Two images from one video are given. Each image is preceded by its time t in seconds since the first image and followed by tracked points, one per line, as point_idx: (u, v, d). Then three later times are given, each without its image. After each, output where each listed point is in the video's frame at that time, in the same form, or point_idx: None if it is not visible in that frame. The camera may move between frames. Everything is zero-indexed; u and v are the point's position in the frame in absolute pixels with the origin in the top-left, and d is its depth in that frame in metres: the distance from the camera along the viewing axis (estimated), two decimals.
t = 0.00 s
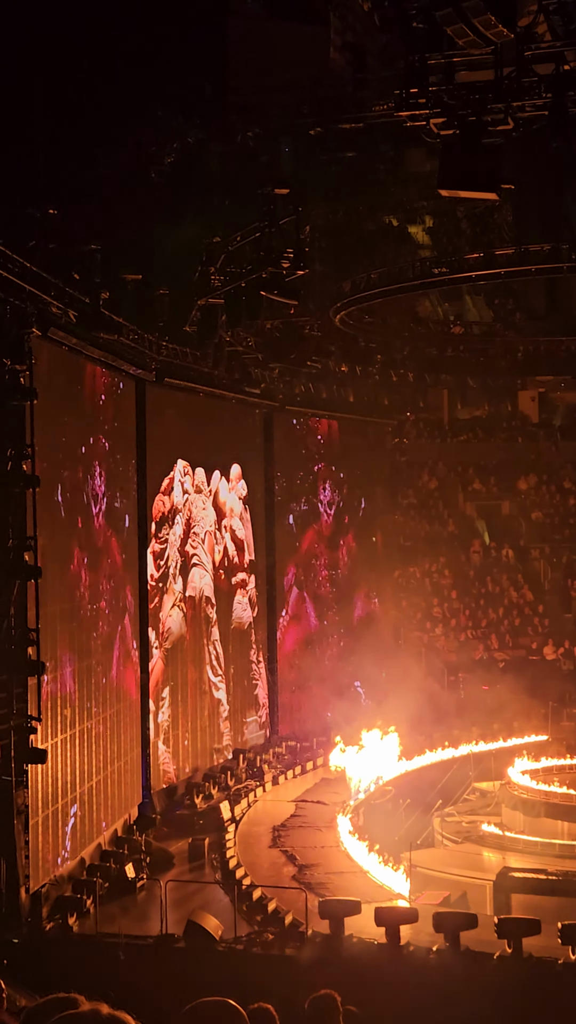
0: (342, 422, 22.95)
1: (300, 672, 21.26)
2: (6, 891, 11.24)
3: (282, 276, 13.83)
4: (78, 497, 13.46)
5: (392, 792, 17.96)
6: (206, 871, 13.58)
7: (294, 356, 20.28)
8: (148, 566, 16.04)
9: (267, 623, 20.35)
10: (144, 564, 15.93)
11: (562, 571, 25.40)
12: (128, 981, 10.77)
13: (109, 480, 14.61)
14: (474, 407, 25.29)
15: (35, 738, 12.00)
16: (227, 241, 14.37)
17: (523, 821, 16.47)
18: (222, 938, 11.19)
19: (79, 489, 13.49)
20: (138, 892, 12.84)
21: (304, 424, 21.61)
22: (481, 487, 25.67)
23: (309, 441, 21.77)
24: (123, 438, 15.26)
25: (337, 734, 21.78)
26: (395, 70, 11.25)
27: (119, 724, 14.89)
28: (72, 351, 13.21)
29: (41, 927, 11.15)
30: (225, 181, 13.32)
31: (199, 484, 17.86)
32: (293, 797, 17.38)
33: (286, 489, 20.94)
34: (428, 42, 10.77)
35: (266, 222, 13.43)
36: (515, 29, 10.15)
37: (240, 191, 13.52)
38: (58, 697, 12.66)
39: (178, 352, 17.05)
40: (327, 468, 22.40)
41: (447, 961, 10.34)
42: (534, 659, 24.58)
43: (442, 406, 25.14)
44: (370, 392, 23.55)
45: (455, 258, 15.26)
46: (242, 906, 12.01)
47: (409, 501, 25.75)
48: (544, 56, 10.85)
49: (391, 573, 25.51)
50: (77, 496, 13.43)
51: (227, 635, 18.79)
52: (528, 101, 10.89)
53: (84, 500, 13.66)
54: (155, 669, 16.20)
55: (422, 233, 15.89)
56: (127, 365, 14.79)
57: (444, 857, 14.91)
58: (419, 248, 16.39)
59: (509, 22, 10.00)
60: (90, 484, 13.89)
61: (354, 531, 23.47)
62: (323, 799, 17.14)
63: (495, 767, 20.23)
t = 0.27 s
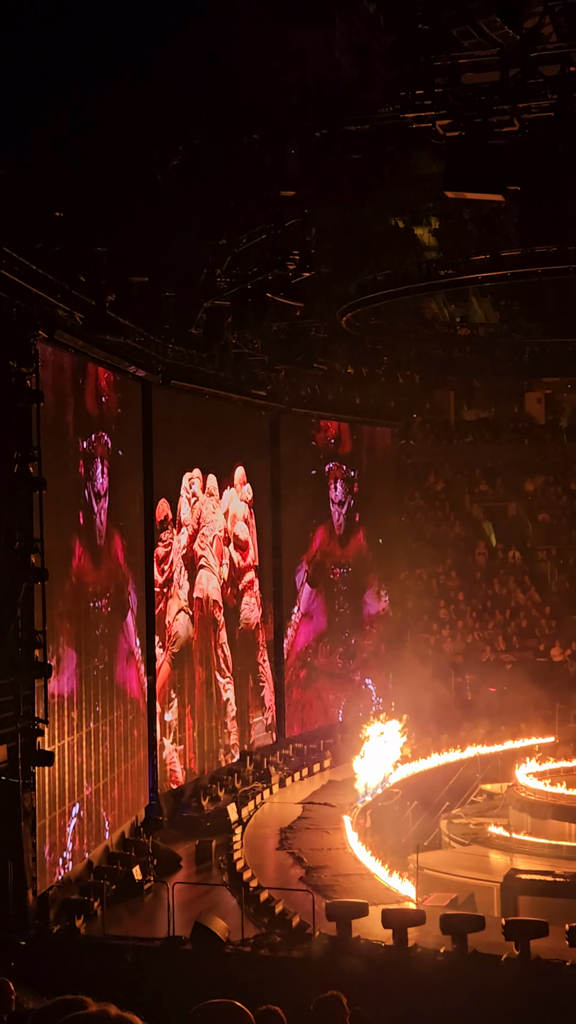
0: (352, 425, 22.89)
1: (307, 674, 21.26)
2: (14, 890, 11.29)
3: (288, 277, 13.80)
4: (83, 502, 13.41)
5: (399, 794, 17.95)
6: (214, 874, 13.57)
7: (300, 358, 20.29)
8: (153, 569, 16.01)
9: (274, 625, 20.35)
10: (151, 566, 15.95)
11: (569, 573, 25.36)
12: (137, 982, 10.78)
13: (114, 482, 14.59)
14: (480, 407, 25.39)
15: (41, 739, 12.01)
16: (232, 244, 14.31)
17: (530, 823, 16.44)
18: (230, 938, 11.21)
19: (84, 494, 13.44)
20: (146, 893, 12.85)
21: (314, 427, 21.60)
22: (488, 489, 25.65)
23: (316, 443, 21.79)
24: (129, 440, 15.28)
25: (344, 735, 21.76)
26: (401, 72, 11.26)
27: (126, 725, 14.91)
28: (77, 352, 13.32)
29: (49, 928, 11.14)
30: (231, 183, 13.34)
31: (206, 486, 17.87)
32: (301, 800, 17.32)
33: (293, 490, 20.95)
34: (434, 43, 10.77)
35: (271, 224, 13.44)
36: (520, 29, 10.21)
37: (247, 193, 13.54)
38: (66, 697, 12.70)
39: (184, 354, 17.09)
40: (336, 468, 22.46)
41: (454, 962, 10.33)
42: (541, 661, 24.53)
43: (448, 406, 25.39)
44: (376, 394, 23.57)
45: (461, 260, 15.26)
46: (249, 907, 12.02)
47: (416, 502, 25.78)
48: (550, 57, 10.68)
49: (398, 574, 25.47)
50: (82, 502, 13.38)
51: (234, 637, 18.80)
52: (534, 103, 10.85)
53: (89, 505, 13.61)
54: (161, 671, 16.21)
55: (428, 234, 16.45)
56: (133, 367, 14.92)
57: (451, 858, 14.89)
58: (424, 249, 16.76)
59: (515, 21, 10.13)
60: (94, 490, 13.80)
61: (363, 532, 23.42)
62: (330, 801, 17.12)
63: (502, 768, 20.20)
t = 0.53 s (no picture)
0: (356, 425, 22.91)
1: (313, 674, 21.25)
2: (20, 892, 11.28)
3: (293, 277, 13.83)
4: (85, 506, 13.33)
5: (404, 795, 17.94)
6: (219, 875, 13.55)
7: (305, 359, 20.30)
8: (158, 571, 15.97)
9: (279, 626, 20.32)
10: (155, 566, 15.95)
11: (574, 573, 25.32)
12: (143, 981, 10.77)
13: (118, 481, 14.57)
14: (485, 408, 25.36)
15: (46, 739, 12.04)
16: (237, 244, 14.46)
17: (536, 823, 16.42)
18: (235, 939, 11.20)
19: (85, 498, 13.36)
20: (151, 894, 12.82)
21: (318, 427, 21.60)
22: (494, 491, 25.54)
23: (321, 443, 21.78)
24: (133, 439, 15.28)
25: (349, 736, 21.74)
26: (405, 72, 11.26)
27: (131, 725, 14.92)
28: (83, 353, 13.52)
29: (54, 928, 11.15)
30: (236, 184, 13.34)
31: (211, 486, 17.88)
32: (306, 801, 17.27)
33: (299, 490, 20.97)
34: (438, 43, 10.77)
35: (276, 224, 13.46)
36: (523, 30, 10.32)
37: (251, 194, 13.54)
38: (70, 697, 12.71)
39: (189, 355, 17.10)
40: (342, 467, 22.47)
41: (460, 963, 10.31)
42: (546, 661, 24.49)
43: (453, 407, 25.35)
44: (381, 395, 23.56)
45: (465, 260, 15.26)
46: (254, 909, 11.99)
47: (420, 502, 25.58)
48: (555, 57, 10.70)
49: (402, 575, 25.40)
50: (84, 507, 13.30)
51: (240, 636, 18.80)
52: (539, 103, 10.85)
53: (91, 509, 13.52)
54: (167, 671, 16.22)
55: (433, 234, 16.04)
56: (137, 367, 15.04)
57: (457, 859, 14.87)
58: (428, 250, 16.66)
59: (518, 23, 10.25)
60: (96, 493, 13.71)
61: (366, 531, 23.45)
62: (336, 802, 17.09)
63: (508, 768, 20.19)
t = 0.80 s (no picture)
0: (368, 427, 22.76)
1: (319, 675, 21.23)
2: (25, 893, 11.30)
3: (298, 278, 13.94)
4: (91, 505, 13.35)
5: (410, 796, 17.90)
6: (225, 876, 13.54)
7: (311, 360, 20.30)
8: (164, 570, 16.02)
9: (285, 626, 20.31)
10: (161, 566, 15.96)
11: None
12: (150, 982, 10.77)
13: (124, 482, 14.58)
14: (491, 408, 25.43)
15: (52, 739, 12.07)
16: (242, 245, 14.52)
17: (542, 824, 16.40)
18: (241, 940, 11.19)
19: (92, 497, 13.38)
20: (157, 894, 12.82)
21: (328, 428, 21.53)
22: (499, 491, 25.73)
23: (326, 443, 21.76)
24: (139, 440, 15.27)
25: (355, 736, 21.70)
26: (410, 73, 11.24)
27: (136, 726, 14.90)
28: (89, 354, 13.29)
29: (60, 930, 11.14)
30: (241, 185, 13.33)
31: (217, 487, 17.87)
32: (311, 802, 17.24)
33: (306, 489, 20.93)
34: (443, 43, 10.74)
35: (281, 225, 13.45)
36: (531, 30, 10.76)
37: (257, 195, 13.54)
38: (76, 698, 12.71)
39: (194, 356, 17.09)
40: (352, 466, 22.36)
41: (466, 963, 10.30)
42: (552, 662, 24.43)
43: (459, 407, 25.34)
44: (386, 396, 23.54)
45: (471, 261, 15.24)
46: (260, 910, 11.97)
47: (426, 503, 25.74)
48: (561, 57, 10.68)
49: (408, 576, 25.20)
50: (90, 506, 13.32)
51: (247, 636, 18.80)
52: (545, 103, 10.77)
53: (97, 508, 13.55)
54: (173, 671, 16.24)
55: (439, 236, 16.00)
56: (143, 369, 14.97)
57: (463, 860, 14.85)
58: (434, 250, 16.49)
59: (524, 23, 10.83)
60: (102, 492, 13.74)
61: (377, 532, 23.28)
62: (342, 803, 17.08)
63: (513, 768, 20.16)
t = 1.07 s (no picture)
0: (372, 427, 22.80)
1: (324, 675, 21.19)
2: (30, 894, 11.31)
3: (302, 278, 13.80)
4: (97, 505, 13.39)
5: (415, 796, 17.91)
6: (230, 877, 13.55)
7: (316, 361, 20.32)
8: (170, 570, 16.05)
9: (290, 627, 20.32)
10: (167, 567, 15.97)
11: None
12: (153, 983, 10.78)
13: (130, 482, 14.61)
14: (496, 409, 25.54)
15: (57, 740, 12.06)
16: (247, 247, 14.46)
17: (547, 825, 16.39)
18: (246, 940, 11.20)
19: (98, 498, 13.42)
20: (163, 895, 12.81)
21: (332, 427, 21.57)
22: (503, 491, 25.72)
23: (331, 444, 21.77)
24: (145, 441, 15.31)
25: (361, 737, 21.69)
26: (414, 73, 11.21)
27: (142, 726, 14.92)
28: (95, 356, 13.35)
29: (65, 930, 11.15)
30: (245, 186, 13.32)
31: (222, 488, 17.88)
32: (316, 803, 17.25)
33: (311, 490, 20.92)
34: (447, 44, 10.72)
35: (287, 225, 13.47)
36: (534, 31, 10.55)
37: (261, 196, 13.52)
38: (81, 698, 12.72)
39: (199, 357, 17.09)
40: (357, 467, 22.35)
41: (471, 964, 10.29)
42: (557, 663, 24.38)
43: (463, 407, 26.05)
44: (391, 397, 23.54)
45: (475, 261, 15.22)
46: (265, 912, 11.97)
47: (432, 504, 25.78)
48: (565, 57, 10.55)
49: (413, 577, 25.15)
50: (96, 506, 13.36)
51: (253, 637, 18.81)
52: (550, 103, 10.74)
53: (103, 508, 13.59)
54: (179, 672, 16.27)
55: (444, 237, 16.14)
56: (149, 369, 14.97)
57: (468, 860, 14.85)
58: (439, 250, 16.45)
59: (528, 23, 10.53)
60: (108, 492, 13.79)
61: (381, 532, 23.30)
62: (346, 804, 17.08)
63: (519, 769, 20.13)
